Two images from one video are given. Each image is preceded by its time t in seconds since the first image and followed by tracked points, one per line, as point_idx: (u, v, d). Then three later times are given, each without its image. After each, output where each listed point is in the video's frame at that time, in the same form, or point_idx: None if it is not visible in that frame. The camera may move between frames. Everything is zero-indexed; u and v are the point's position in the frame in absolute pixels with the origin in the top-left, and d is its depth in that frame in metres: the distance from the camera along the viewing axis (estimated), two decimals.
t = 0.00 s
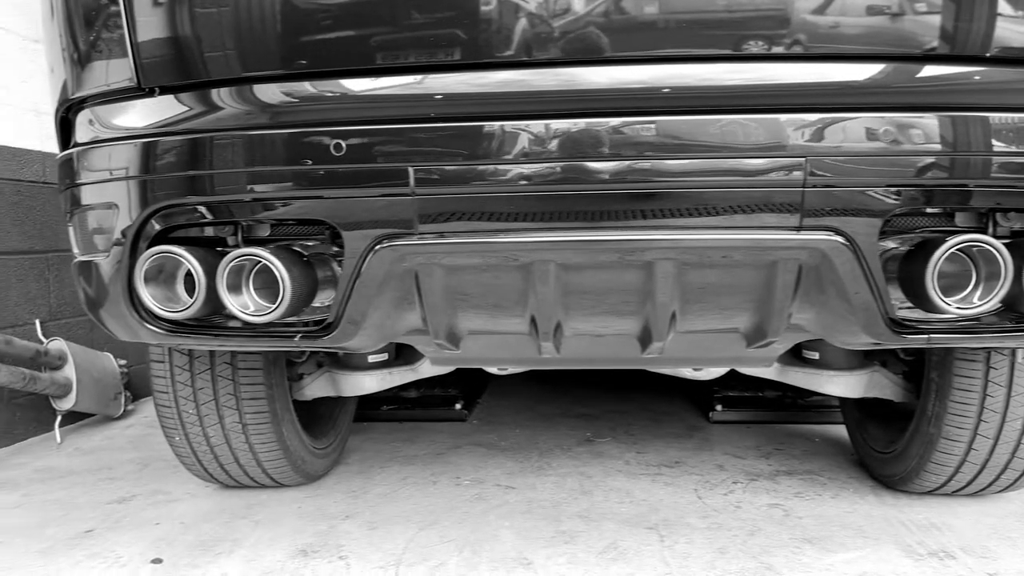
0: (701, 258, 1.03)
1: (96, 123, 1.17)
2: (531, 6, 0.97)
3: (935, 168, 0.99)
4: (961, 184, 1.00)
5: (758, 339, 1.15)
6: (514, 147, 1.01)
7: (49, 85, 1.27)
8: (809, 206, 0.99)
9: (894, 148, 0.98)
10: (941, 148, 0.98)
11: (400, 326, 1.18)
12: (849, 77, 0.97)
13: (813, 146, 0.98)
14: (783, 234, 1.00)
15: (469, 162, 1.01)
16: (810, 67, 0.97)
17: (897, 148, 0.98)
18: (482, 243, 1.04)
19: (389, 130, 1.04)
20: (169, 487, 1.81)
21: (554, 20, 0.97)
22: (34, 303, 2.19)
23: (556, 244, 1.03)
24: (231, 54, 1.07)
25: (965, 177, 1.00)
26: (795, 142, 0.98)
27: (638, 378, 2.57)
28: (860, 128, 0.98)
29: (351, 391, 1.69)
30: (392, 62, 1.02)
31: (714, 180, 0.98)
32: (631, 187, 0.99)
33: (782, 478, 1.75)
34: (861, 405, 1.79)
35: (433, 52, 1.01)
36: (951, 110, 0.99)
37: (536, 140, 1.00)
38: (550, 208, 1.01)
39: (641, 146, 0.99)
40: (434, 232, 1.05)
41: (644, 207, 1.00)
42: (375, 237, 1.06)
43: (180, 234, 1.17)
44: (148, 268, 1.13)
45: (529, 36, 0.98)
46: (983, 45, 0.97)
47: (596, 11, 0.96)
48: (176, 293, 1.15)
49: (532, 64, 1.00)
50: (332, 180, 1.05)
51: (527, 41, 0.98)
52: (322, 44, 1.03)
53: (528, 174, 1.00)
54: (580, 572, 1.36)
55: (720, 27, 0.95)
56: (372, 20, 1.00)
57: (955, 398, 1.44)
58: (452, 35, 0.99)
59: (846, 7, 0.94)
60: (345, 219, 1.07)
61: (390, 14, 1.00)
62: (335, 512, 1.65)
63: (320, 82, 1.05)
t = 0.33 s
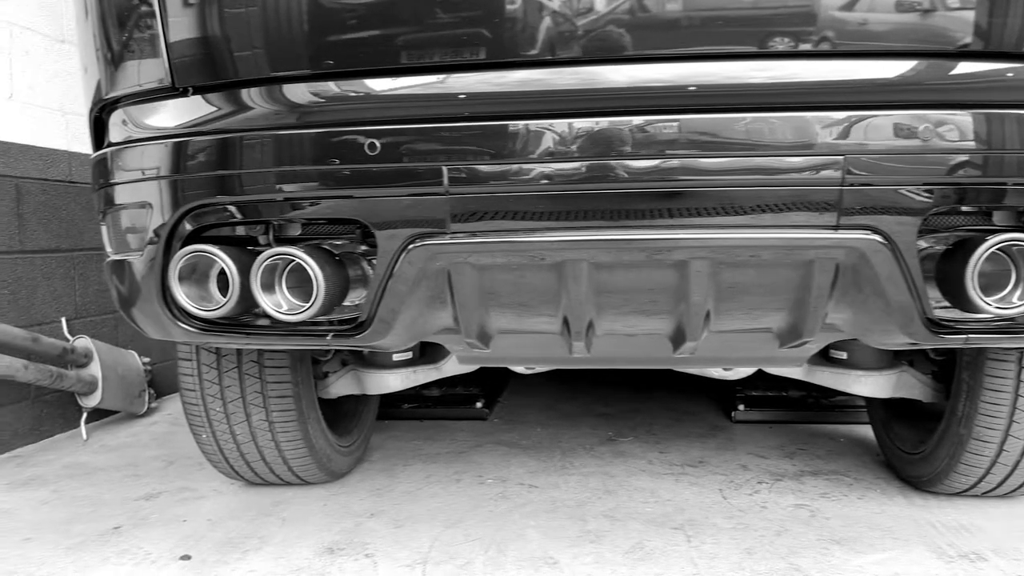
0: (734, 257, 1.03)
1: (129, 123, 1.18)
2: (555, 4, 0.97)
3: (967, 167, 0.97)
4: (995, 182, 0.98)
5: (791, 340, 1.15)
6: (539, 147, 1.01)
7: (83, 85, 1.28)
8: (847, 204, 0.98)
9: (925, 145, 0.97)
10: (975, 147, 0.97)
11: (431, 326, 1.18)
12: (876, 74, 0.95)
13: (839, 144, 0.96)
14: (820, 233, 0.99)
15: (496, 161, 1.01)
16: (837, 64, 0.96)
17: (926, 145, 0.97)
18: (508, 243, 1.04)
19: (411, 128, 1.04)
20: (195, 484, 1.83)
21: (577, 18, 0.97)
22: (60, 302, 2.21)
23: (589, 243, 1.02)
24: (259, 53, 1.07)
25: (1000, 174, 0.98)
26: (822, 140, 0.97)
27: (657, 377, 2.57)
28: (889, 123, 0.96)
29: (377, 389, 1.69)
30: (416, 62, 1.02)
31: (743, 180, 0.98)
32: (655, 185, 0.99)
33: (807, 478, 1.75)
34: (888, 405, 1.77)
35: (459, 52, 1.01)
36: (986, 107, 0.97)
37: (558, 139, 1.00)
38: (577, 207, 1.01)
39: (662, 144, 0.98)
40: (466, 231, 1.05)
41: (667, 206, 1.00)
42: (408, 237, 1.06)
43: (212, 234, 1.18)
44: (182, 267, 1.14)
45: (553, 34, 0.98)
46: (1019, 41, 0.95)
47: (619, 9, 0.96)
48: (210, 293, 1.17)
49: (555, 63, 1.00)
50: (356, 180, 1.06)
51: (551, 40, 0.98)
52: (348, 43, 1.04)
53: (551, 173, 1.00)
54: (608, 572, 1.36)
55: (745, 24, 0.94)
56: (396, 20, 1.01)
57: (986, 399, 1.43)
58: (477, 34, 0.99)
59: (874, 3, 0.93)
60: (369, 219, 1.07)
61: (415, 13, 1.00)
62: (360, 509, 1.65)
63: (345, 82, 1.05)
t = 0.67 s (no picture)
0: (773, 258, 1.02)
1: (165, 125, 1.18)
2: (580, 3, 0.97)
3: (1001, 167, 0.96)
4: None
5: (828, 341, 1.14)
6: (565, 148, 1.01)
7: (120, 86, 1.29)
8: (888, 205, 0.97)
9: (961, 142, 0.95)
10: (1009, 148, 0.95)
11: (464, 327, 1.18)
12: (908, 74, 0.94)
13: (871, 143, 0.95)
14: (861, 234, 0.98)
15: (524, 162, 1.02)
16: (868, 63, 0.94)
17: (961, 144, 0.95)
18: (539, 243, 1.04)
19: (438, 130, 1.04)
20: (221, 482, 1.84)
21: (603, 18, 0.97)
22: (86, 300, 2.23)
23: (626, 245, 1.02)
24: (290, 53, 1.08)
25: None
26: (851, 142, 0.96)
27: (678, 377, 2.56)
28: (920, 122, 0.95)
29: (402, 388, 1.70)
30: (444, 62, 1.02)
31: (772, 180, 0.97)
32: (686, 186, 0.99)
33: (834, 479, 1.74)
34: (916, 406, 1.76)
35: (486, 52, 1.01)
36: None
37: (585, 140, 1.00)
38: (610, 208, 1.01)
39: (686, 145, 0.98)
40: (503, 232, 1.05)
41: (696, 207, 0.99)
42: (444, 238, 1.07)
43: (248, 234, 1.18)
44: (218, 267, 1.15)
45: (579, 34, 0.98)
46: None
47: (643, 9, 0.95)
48: (244, 293, 1.17)
49: (582, 63, 0.99)
50: (383, 181, 1.06)
51: (578, 40, 0.98)
52: (377, 44, 1.04)
53: (574, 174, 1.01)
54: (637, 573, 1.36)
55: (771, 22, 0.93)
56: (423, 20, 1.01)
57: (1020, 401, 1.41)
58: (504, 34, 0.99)
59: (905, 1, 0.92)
60: (401, 220, 1.08)
61: (441, 14, 1.00)
62: (386, 509, 1.66)
63: (370, 84, 1.06)
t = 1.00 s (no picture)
0: (810, 258, 1.02)
1: (196, 126, 1.19)
2: (603, 2, 0.97)
3: None
4: None
5: (862, 343, 1.14)
6: (588, 149, 1.01)
7: (151, 87, 1.30)
8: (925, 204, 0.96)
9: (992, 141, 0.94)
10: None
11: (495, 327, 1.19)
12: (935, 74, 0.93)
13: (896, 144, 0.95)
14: (898, 235, 0.98)
15: (549, 163, 1.02)
16: (895, 62, 0.93)
17: (991, 143, 0.94)
18: (569, 244, 1.04)
19: (463, 131, 1.05)
20: (245, 480, 1.86)
21: (626, 17, 0.97)
22: (110, 299, 2.26)
23: (660, 245, 1.02)
24: (317, 54, 1.08)
25: None
26: (874, 143, 0.95)
27: (697, 376, 2.56)
28: (946, 121, 0.94)
29: (426, 387, 1.70)
30: (467, 62, 1.03)
31: (800, 180, 0.97)
32: (711, 186, 0.98)
33: (859, 481, 1.73)
34: (942, 407, 1.75)
35: (510, 52, 1.01)
36: None
37: (609, 141, 1.00)
38: (637, 208, 1.01)
39: (709, 145, 0.98)
40: (534, 233, 1.05)
41: (723, 207, 0.99)
42: (477, 238, 1.07)
43: (279, 234, 1.19)
44: (251, 267, 1.16)
45: (603, 33, 0.98)
46: None
47: (665, 9, 0.95)
48: (276, 293, 1.18)
49: (605, 64, 0.99)
50: (407, 181, 1.07)
51: (602, 40, 0.98)
52: (402, 44, 1.04)
53: (596, 174, 1.01)
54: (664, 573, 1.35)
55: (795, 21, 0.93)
56: (448, 21, 1.01)
57: None
58: (529, 34, 0.99)
59: None
60: (428, 220, 1.09)
61: (465, 14, 1.00)
62: (410, 507, 1.67)
63: (394, 86, 1.07)
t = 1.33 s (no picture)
0: (851, 259, 1.01)
1: (229, 127, 1.20)
2: (628, 2, 0.97)
3: None
4: None
5: (900, 343, 1.13)
6: (614, 149, 1.01)
7: (186, 87, 1.31)
8: (967, 203, 0.95)
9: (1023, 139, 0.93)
10: None
11: (527, 326, 1.19)
12: (966, 72, 0.92)
13: (925, 145, 0.94)
14: (940, 235, 0.96)
15: (575, 162, 1.02)
16: (924, 60, 0.92)
17: None
18: (603, 244, 1.04)
19: (493, 132, 1.05)
20: (270, 478, 1.87)
21: (651, 17, 0.96)
22: (135, 298, 2.28)
23: (697, 245, 1.01)
24: (345, 54, 1.08)
25: None
26: (905, 142, 0.94)
27: (717, 377, 2.55)
28: (973, 122, 0.93)
29: (451, 387, 1.70)
30: (493, 62, 1.03)
31: (830, 180, 0.96)
32: (739, 187, 0.98)
33: (886, 482, 1.72)
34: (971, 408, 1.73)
35: (536, 52, 1.01)
36: None
37: (633, 141, 1.00)
38: (665, 207, 1.01)
39: (730, 145, 0.97)
40: (569, 233, 1.05)
41: (752, 207, 0.99)
42: (512, 238, 1.07)
43: (311, 234, 1.20)
44: (285, 267, 1.17)
45: (629, 33, 0.97)
46: None
47: (690, 9, 0.95)
48: (309, 292, 1.19)
49: (632, 64, 0.99)
50: (432, 181, 1.08)
51: (628, 39, 0.98)
52: (429, 44, 1.04)
53: (622, 175, 1.01)
54: (692, 574, 1.35)
55: (820, 19, 0.92)
56: (475, 21, 1.02)
57: None
58: (555, 34, 0.99)
59: None
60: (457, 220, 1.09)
61: (492, 14, 1.01)
62: (435, 506, 1.67)
63: (421, 87, 1.07)
